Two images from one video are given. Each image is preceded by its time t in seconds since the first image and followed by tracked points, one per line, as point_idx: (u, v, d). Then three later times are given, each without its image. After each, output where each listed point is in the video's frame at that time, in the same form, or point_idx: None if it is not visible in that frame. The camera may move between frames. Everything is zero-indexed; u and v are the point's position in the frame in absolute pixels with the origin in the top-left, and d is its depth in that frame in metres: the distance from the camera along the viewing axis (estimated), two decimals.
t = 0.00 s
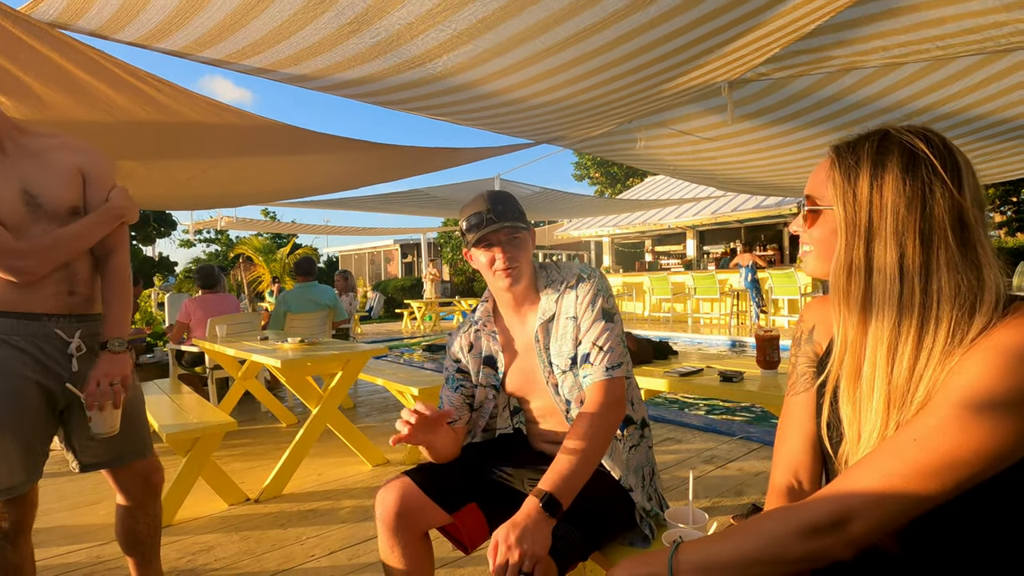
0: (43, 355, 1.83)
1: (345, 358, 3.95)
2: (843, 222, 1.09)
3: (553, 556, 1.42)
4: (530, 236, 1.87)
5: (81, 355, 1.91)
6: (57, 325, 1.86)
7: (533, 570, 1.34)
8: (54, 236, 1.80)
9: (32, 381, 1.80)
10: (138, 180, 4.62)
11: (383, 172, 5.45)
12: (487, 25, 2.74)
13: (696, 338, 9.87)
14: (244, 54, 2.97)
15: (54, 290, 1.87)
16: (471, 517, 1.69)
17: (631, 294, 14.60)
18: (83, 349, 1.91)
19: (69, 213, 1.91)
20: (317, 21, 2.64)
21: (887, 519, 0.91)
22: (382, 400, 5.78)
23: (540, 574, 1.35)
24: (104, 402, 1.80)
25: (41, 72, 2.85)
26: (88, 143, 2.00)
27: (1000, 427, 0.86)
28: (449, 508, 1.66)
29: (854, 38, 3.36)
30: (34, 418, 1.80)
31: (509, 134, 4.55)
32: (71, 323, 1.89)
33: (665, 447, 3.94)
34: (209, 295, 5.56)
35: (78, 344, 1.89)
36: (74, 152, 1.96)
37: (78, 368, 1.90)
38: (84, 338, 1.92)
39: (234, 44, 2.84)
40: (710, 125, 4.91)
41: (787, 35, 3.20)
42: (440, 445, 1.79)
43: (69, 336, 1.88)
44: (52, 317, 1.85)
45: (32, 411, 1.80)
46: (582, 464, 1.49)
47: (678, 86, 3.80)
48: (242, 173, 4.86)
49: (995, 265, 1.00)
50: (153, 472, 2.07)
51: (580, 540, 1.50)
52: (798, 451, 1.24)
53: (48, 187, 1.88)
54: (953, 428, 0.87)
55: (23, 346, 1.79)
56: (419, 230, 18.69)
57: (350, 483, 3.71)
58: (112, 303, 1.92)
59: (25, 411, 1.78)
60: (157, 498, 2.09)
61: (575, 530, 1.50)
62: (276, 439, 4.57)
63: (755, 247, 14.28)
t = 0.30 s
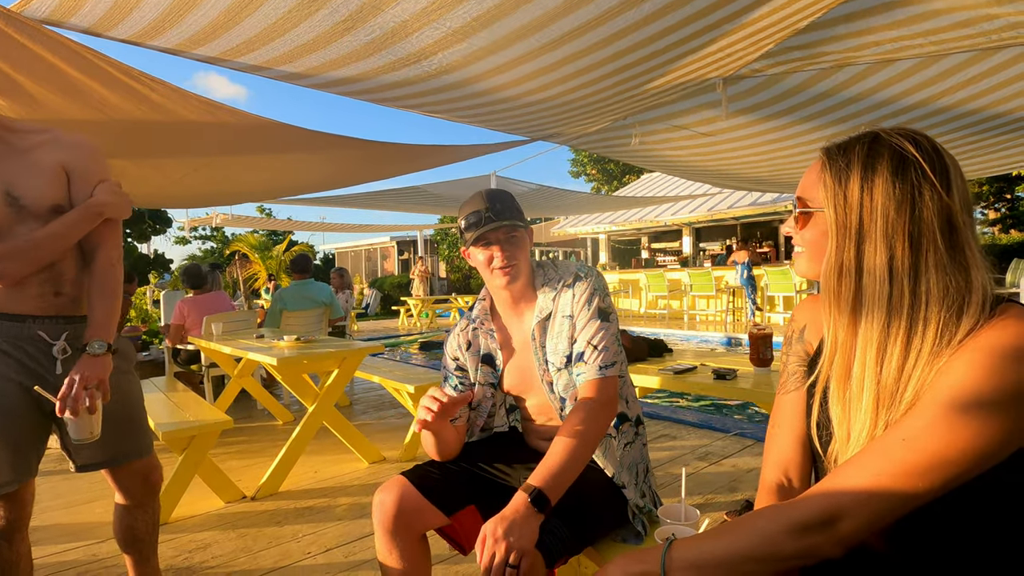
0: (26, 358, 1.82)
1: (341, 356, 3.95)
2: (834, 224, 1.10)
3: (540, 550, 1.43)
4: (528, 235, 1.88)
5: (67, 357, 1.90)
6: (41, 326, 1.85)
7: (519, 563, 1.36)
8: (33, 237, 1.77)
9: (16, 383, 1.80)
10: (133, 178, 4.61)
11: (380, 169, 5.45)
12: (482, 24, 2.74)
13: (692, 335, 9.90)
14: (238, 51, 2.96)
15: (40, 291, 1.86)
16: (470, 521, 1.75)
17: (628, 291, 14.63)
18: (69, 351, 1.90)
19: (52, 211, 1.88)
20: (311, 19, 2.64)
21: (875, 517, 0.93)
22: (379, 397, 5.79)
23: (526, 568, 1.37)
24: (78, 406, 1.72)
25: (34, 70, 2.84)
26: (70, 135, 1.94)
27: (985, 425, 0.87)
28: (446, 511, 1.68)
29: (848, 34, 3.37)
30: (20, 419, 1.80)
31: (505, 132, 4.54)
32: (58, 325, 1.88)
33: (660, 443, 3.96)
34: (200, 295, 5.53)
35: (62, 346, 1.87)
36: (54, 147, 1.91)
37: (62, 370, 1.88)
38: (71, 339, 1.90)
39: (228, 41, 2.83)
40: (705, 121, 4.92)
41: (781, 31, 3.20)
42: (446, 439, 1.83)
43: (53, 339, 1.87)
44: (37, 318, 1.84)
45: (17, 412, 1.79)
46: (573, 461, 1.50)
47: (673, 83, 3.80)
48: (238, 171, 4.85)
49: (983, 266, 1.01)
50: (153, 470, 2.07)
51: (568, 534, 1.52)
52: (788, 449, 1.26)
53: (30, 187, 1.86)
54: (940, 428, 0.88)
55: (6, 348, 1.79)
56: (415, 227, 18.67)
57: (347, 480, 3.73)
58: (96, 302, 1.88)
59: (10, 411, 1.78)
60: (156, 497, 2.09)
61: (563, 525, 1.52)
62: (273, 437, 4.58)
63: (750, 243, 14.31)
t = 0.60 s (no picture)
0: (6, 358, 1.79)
1: (338, 352, 3.96)
2: (823, 218, 1.12)
3: (552, 549, 1.46)
4: (521, 231, 1.89)
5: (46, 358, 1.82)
6: (23, 325, 1.82)
7: (533, 563, 1.38)
8: None
9: None
10: (128, 174, 4.60)
11: (376, 165, 5.45)
12: (477, 19, 2.75)
13: (688, 330, 9.93)
14: (233, 46, 2.96)
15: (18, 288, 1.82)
16: (461, 508, 1.70)
17: (624, 287, 14.66)
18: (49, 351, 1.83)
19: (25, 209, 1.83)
20: (306, 15, 2.64)
21: (863, 506, 0.94)
22: (375, 393, 5.80)
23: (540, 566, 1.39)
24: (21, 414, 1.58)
25: (27, 65, 2.83)
26: (47, 121, 1.88)
27: (970, 415, 0.89)
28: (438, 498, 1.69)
29: (841, 27, 3.38)
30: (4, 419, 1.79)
31: (500, 127, 4.55)
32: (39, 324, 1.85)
33: (656, 437, 3.99)
34: (195, 292, 5.53)
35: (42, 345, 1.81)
36: (28, 133, 1.84)
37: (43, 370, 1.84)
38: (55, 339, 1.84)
39: (223, 36, 2.83)
40: (700, 116, 4.93)
41: (774, 26, 3.21)
42: (430, 428, 1.83)
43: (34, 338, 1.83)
44: (19, 317, 1.82)
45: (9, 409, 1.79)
46: (574, 458, 1.52)
47: (668, 77, 3.81)
48: (233, 167, 4.84)
49: (967, 260, 1.03)
50: (144, 472, 2.03)
51: (576, 532, 1.54)
52: (778, 440, 1.27)
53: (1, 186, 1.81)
54: (926, 418, 0.90)
55: None
56: (412, 223, 18.64)
57: (344, 475, 3.74)
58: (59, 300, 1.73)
59: None
60: (149, 496, 2.07)
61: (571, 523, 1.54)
62: (269, 433, 4.58)
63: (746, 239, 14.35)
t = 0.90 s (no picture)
0: None
1: (337, 350, 3.98)
2: (814, 215, 1.13)
3: (552, 542, 1.48)
4: (515, 229, 1.91)
5: (36, 357, 1.81)
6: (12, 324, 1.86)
7: (535, 557, 1.38)
8: None
9: None
10: (126, 174, 4.61)
11: (374, 163, 5.46)
12: (473, 18, 2.76)
13: (686, 327, 9.96)
14: (230, 46, 2.96)
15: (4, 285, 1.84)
16: (460, 499, 1.73)
17: (623, 284, 14.68)
18: (36, 349, 1.81)
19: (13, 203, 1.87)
20: (303, 14, 2.65)
21: (853, 497, 0.96)
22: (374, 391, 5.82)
23: (542, 560, 1.39)
24: None
25: (25, 65, 2.84)
26: (29, 115, 1.85)
27: (960, 407, 0.90)
28: (437, 490, 1.71)
29: (837, 25, 3.40)
30: None
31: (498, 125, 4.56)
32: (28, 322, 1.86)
33: (654, 434, 4.01)
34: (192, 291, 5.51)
35: (29, 344, 1.79)
36: (8, 127, 1.82)
37: (32, 369, 1.81)
38: (42, 337, 1.82)
39: (220, 36, 2.83)
40: (696, 113, 4.95)
41: (768, 24, 3.23)
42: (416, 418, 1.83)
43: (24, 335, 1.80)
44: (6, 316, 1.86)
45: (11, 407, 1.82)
46: (573, 452, 1.53)
47: (664, 75, 3.82)
48: (231, 165, 4.85)
49: (956, 256, 1.04)
50: (147, 473, 2.04)
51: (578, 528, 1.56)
52: (771, 434, 1.29)
53: None
54: (916, 411, 0.92)
55: None
56: (410, 222, 18.65)
57: (344, 473, 3.76)
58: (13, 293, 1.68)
59: None
60: (154, 495, 2.08)
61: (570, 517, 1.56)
62: (269, 431, 4.60)
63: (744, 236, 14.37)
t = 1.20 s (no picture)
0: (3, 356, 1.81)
1: (336, 349, 3.99)
2: (807, 216, 1.15)
3: (523, 531, 1.50)
4: (515, 228, 1.92)
5: (40, 356, 1.82)
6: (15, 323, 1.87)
7: (503, 544, 1.42)
8: None
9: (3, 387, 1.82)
10: (126, 173, 4.62)
11: (373, 162, 5.47)
12: (472, 19, 2.77)
13: (685, 326, 9.98)
14: (229, 47, 2.98)
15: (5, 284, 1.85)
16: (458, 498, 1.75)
17: (622, 283, 14.71)
18: (40, 348, 1.82)
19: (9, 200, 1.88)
20: (301, 15, 2.66)
21: (844, 494, 0.98)
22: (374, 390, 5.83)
23: (510, 549, 1.43)
24: None
25: (25, 66, 2.85)
26: (23, 111, 1.86)
27: (950, 405, 0.92)
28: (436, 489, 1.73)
29: (834, 26, 3.41)
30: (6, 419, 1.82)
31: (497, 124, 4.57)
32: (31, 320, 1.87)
33: (653, 431, 4.03)
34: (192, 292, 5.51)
35: (33, 343, 1.80)
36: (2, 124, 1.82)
37: (37, 368, 1.82)
38: (46, 335, 1.83)
39: (219, 37, 2.84)
40: (695, 113, 4.96)
41: (765, 26, 3.25)
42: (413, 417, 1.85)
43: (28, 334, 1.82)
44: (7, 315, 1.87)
45: (19, 406, 1.84)
46: (558, 445, 1.55)
47: (663, 75, 3.84)
48: (230, 164, 4.86)
49: (945, 256, 1.06)
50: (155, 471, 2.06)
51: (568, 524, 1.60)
52: (766, 433, 1.31)
53: None
54: (906, 409, 0.93)
55: None
56: (409, 221, 18.65)
57: (344, 471, 3.77)
58: (10, 291, 1.70)
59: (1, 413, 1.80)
60: (161, 492, 2.09)
61: (547, 508, 1.58)
62: (269, 429, 4.62)
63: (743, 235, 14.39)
